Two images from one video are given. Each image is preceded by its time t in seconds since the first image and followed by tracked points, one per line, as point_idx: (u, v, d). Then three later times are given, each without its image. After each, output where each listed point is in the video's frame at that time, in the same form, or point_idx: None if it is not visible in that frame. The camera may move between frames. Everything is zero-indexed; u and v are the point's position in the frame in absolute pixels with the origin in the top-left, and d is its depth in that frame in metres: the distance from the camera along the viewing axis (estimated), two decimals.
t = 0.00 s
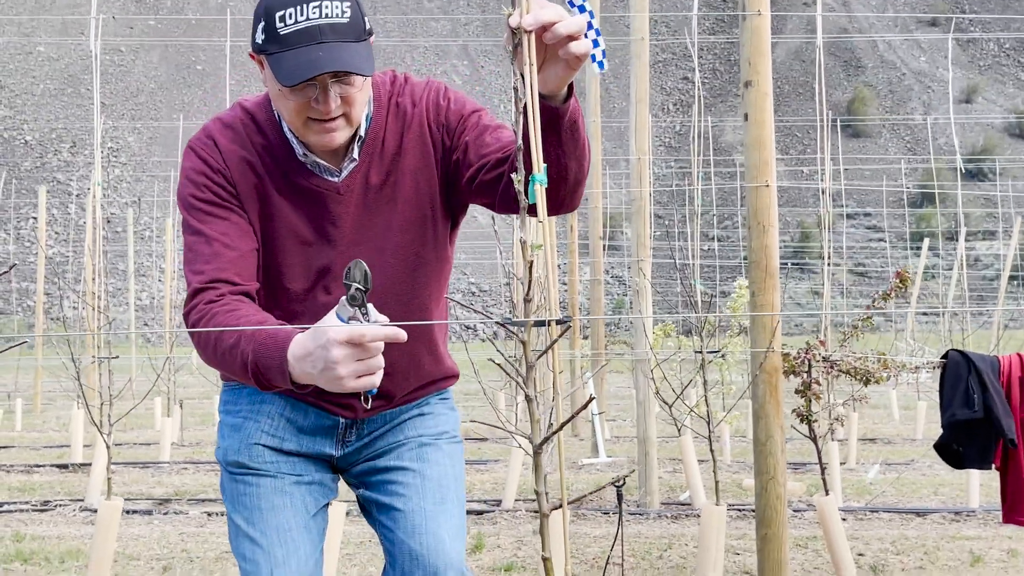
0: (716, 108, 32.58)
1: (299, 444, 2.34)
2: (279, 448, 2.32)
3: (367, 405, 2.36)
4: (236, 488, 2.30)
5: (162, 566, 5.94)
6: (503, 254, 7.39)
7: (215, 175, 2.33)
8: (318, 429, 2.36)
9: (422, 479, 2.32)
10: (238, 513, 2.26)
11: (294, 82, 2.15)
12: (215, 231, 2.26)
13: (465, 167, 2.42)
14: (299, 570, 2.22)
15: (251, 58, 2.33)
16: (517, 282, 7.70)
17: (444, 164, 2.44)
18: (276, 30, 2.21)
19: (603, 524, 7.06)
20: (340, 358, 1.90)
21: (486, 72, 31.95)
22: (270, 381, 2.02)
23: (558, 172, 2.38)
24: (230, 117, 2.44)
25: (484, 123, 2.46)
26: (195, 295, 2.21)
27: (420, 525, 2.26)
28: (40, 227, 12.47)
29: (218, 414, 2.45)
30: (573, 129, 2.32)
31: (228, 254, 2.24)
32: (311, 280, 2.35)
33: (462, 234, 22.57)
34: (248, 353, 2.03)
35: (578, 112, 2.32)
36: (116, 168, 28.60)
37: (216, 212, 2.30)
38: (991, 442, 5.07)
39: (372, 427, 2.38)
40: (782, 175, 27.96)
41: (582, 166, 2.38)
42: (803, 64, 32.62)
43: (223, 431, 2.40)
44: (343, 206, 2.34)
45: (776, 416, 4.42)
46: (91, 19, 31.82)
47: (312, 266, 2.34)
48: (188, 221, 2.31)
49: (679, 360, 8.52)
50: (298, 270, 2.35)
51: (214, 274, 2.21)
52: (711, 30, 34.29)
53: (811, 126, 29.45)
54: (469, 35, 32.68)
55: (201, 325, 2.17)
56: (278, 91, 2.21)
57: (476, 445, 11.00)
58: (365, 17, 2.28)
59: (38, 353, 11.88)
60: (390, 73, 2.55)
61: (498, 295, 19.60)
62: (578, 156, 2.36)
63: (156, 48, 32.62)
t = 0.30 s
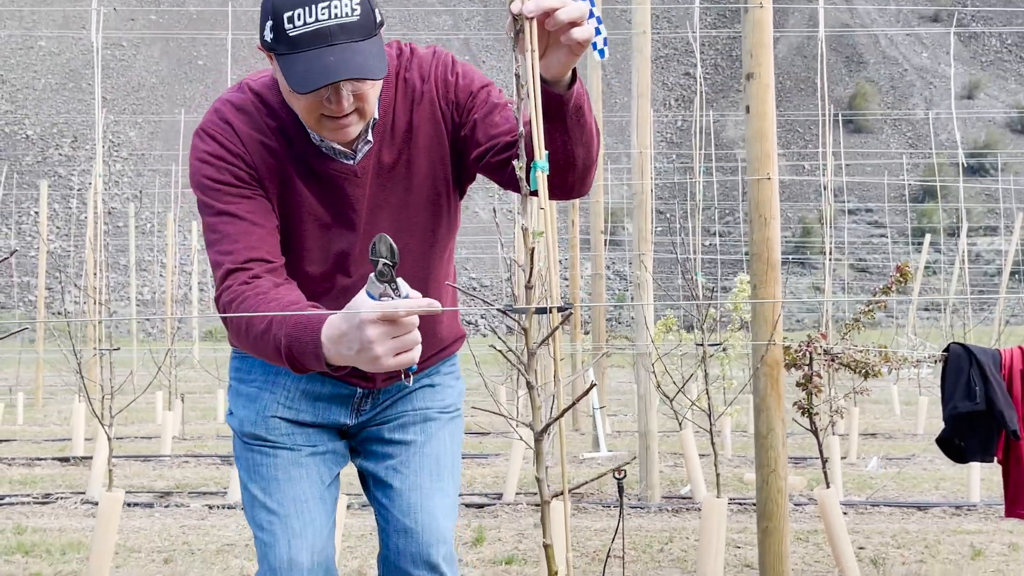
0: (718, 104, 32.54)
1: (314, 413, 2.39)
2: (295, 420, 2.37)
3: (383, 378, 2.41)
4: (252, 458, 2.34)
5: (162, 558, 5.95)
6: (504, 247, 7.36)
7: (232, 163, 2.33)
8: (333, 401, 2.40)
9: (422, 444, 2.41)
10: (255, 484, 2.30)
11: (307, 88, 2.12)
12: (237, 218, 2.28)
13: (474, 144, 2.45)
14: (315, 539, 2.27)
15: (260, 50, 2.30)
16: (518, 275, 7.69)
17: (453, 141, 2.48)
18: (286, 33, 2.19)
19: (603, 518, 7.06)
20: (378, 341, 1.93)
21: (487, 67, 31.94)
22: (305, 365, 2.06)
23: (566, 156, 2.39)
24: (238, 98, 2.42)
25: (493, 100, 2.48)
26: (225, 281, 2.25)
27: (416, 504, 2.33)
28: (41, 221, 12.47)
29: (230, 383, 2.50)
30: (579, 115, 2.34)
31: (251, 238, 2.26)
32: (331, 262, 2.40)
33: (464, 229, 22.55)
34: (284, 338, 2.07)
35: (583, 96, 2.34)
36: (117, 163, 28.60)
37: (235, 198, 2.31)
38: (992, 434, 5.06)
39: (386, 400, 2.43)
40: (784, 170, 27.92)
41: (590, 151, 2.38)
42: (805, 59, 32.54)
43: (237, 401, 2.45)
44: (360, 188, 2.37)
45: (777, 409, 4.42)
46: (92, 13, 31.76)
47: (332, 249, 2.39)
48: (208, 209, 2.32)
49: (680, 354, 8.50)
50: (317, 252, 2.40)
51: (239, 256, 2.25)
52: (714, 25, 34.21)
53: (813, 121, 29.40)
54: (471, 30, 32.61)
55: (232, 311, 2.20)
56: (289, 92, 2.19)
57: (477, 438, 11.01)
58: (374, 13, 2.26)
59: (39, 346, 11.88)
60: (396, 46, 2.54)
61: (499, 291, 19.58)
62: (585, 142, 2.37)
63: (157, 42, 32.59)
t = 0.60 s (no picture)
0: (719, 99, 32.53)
1: (323, 404, 2.39)
2: (305, 412, 2.38)
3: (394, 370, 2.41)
4: (261, 450, 2.36)
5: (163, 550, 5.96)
6: (504, 240, 7.34)
7: (245, 158, 2.34)
8: (343, 393, 2.41)
9: (426, 440, 2.41)
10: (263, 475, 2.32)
11: (319, 84, 2.13)
12: (249, 217, 2.29)
13: (486, 137, 2.44)
14: (321, 532, 2.27)
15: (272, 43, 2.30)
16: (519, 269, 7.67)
17: (465, 134, 2.47)
18: (297, 27, 2.19)
19: (603, 512, 7.07)
20: (381, 359, 1.87)
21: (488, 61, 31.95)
22: (314, 373, 2.04)
23: (574, 149, 2.38)
24: (251, 92, 2.42)
25: (504, 93, 2.47)
26: (237, 284, 2.25)
27: (424, 496, 2.34)
28: (42, 215, 12.46)
29: (240, 376, 2.51)
30: (584, 110, 2.33)
31: (262, 236, 2.27)
32: (342, 256, 2.41)
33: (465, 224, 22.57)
34: (293, 346, 2.05)
35: (586, 87, 2.33)
36: (118, 157, 28.63)
37: (248, 194, 2.32)
38: (992, 428, 5.06)
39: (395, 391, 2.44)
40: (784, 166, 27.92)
41: (596, 147, 2.38)
42: (806, 55, 32.52)
43: (247, 393, 2.46)
44: (372, 182, 2.37)
45: (778, 403, 4.42)
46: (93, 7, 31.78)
47: (344, 243, 2.40)
48: (221, 204, 2.33)
49: (681, 348, 8.49)
50: (328, 247, 2.41)
51: (249, 255, 2.25)
52: (715, 20, 34.17)
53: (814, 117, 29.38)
54: (472, 24, 32.59)
55: (246, 315, 2.21)
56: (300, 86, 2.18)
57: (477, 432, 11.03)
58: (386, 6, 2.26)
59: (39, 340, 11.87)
60: (408, 38, 2.53)
61: (500, 285, 19.60)
62: (592, 137, 2.36)
63: (158, 36, 32.59)
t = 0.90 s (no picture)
0: (721, 95, 32.55)
1: (319, 422, 2.40)
2: (300, 423, 2.39)
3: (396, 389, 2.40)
4: (249, 460, 2.36)
5: (164, 543, 5.97)
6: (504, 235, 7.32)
7: (253, 166, 2.35)
8: (340, 407, 2.42)
9: (438, 454, 2.37)
10: (249, 482, 2.32)
11: (326, 82, 2.14)
12: (251, 229, 2.30)
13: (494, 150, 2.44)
14: (301, 544, 2.27)
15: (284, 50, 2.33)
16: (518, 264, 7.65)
17: (473, 148, 2.47)
18: (307, 26, 2.21)
19: (603, 506, 7.08)
20: (368, 381, 1.89)
21: (489, 56, 31.97)
22: (308, 390, 2.05)
23: (577, 152, 2.39)
24: (264, 102, 2.45)
25: (513, 107, 2.47)
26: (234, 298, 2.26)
27: (438, 503, 2.30)
28: (42, 208, 12.44)
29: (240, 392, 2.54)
30: (585, 109, 2.34)
31: (260, 249, 2.28)
32: (344, 268, 2.40)
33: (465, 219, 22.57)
34: (286, 363, 2.06)
35: (587, 82, 2.34)
36: (119, 152, 28.64)
37: (252, 203, 2.33)
38: (992, 423, 5.07)
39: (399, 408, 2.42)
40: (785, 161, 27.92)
41: (599, 146, 2.39)
42: (808, 51, 32.51)
43: (244, 407, 2.48)
44: (377, 194, 2.38)
45: (777, 397, 4.42)
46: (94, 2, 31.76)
47: (348, 255, 2.39)
48: (226, 208, 2.34)
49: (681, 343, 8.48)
50: (331, 258, 2.41)
51: (244, 267, 2.26)
52: (716, 15, 34.14)
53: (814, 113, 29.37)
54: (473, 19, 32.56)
55: (243, 325, 2.22)
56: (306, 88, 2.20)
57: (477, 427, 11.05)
58: (396, 10, 2.28)
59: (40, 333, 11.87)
60: (420, 56, 2.56)
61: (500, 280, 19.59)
62: (594, 137, 2.38)
63: (158, 31, 32.57)
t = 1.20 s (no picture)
0: (721, 90, 32.56)
1: (314, 465, 2.36)
2: (291, 463, 2.35)
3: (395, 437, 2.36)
4: (237, 495, 2.32)
5: (163, 537, 5.97)
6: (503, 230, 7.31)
7: (251, 210, 2.34)
8: (336, 450, 2.37)
9: (440, 493, 2.30)
10: (233, 513, 2.28)
11: (326, 111, 2.15)
12: (247, 271, 2.29)
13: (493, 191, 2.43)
14: None
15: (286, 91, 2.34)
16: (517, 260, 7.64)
17: (475, 192, 2.45)
18: (308, 60, 2.23)
19: (602, 501, 7.08)
20: (367, 391, 1.91)
21: (490, 51, 31.99)
22: (302, 422, 2.04)
23: (581, 154, 2.37)
24: (265, 149, 2.45)
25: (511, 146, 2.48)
26: (227, 334, 2.24)
27: (438, 535, 2.23)
28: (42, 203, 12.43)
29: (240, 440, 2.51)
30: (587, 112, 2.34)
31: (253, 293, 2.26)
32: (339, 315, 2.36)
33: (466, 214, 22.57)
34: (276, 396, 2.05)
35: (587, 77, 2.33)
36: (119, 146, 28.64)
37: (248, 249, 2.32)
38: (990, 418, 5.08)
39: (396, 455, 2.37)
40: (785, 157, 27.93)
41: (605, 144, 2.37)
42: (808, 47, 32.53)
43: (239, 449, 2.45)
44: (376, 240, 2.37)
45: (777, 392, 4.42)
46: None
47: (342, 300, 2.35)
48: (222, 253, 2.33)
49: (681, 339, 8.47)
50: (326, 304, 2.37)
51: (236, 306, 2.25)
52: (717, 10, 34.13)
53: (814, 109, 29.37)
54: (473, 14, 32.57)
55: (232, 365, 2.19)
56: (305, 119, 2.22)
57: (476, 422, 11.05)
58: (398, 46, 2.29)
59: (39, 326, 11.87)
60: (419, 106, 2.57)
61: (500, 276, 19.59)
62: (599, 137, 2.36)
63: (158, 25, 32.57)
